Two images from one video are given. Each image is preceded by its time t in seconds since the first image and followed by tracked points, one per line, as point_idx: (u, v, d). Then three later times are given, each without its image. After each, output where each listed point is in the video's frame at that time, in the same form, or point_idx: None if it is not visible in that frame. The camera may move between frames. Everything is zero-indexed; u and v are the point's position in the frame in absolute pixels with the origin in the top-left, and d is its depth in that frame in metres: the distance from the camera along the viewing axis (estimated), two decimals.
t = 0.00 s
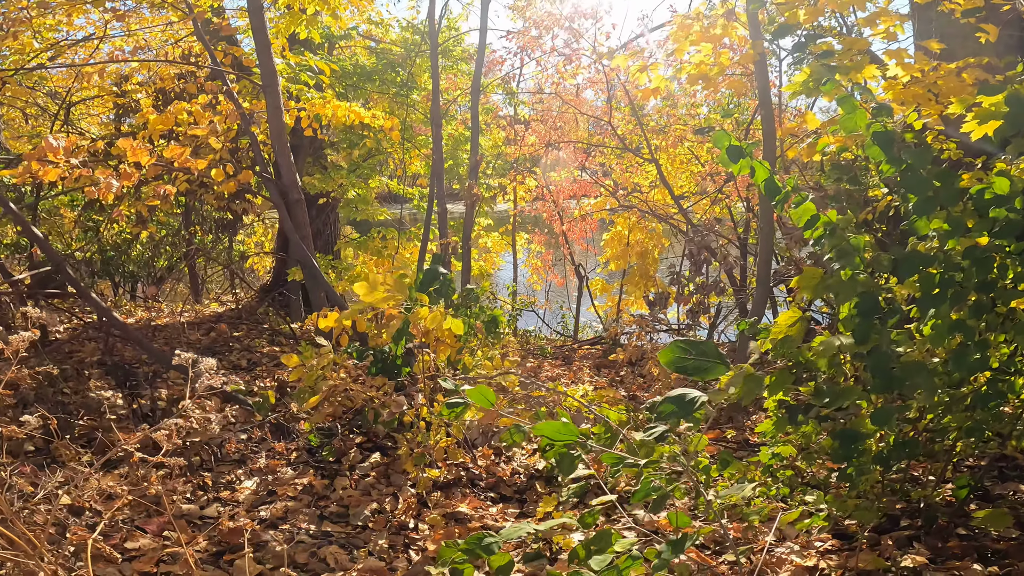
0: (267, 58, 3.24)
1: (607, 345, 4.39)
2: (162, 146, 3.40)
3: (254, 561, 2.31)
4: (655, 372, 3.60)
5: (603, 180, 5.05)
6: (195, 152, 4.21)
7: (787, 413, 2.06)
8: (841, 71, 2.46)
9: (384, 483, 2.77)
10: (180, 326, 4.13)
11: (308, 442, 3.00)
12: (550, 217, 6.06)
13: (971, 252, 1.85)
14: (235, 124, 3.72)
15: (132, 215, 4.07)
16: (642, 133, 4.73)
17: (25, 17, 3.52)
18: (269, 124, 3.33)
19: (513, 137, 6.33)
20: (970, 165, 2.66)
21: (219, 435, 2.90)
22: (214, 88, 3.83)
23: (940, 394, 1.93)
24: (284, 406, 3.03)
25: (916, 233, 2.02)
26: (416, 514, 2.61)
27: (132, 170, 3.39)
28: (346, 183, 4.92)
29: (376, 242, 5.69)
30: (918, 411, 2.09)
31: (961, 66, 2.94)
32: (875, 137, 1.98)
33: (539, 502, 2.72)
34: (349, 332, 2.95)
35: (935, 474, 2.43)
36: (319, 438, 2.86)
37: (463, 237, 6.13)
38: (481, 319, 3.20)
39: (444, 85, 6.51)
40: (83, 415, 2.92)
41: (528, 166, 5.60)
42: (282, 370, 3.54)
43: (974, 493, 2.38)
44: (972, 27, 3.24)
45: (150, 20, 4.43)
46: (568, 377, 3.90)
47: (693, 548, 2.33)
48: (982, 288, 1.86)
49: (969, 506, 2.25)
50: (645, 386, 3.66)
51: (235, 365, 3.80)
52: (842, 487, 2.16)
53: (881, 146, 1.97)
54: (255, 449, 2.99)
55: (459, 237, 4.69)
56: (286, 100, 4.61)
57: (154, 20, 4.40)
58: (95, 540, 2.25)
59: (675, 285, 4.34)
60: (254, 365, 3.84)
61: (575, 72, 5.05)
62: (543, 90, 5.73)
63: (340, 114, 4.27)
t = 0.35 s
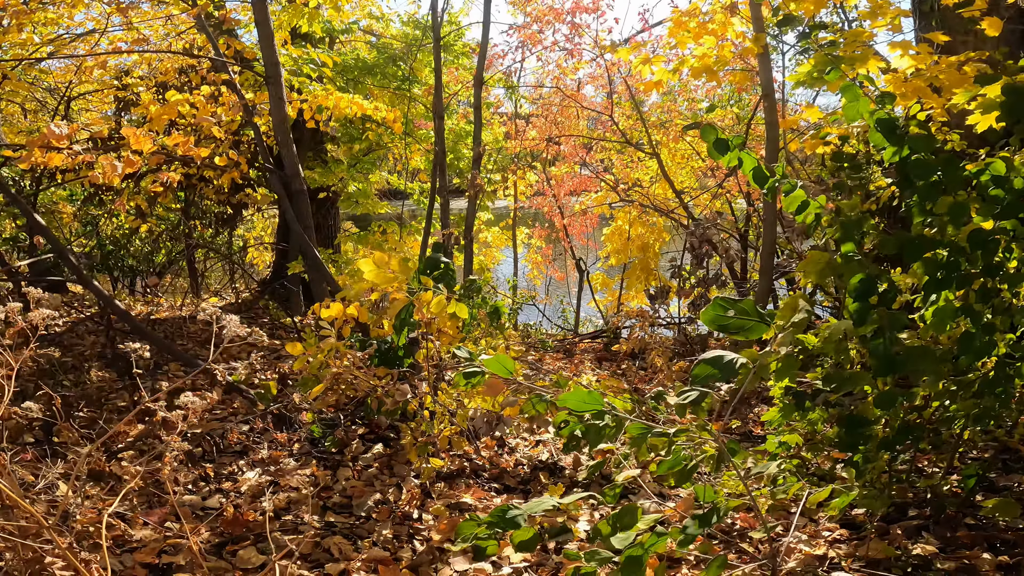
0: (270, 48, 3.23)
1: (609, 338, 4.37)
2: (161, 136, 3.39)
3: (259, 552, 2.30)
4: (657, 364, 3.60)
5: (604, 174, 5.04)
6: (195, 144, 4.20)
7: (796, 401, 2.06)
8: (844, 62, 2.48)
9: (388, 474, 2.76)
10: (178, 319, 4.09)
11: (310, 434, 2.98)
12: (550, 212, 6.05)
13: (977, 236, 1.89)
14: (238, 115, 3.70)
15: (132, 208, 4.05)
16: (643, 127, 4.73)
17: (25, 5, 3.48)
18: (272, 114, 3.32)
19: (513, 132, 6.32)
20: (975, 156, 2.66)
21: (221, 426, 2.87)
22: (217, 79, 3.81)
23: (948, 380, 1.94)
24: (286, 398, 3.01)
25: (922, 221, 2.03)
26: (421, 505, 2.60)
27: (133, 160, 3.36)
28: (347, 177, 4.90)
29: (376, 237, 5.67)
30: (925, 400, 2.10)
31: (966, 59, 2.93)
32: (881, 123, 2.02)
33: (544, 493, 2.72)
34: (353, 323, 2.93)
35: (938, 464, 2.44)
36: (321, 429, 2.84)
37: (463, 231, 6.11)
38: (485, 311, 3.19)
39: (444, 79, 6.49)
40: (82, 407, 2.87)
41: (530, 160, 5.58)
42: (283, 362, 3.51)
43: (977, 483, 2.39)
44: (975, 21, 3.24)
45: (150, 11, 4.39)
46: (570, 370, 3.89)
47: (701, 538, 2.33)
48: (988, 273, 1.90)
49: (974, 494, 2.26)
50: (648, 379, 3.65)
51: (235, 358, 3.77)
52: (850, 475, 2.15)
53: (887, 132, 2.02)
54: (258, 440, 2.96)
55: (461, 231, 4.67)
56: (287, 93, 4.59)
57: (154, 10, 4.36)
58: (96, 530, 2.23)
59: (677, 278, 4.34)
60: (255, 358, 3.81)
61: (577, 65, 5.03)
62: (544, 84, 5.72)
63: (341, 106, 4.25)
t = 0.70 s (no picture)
0: (275, 41, 3.24)
1: (611, 333, 4.38)
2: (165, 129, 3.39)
3: (266, 544, 2.30)
4: (660, 358, 3.61)
5: (605, 170, 5.04)
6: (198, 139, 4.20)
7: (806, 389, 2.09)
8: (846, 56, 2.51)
9: (395, 467, 2.76)
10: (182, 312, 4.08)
11: (315, 427, 2.98)
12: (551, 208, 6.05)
13: (983, 224, 1.96)
14: (242, 109, 3.71)
15: (134, 201, 4.03)
16: (644, 124, 4.74)
17: None
18: (276, 108, 3.34)
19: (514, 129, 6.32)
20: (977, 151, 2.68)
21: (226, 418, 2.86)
22: (221, 73, 3.81)
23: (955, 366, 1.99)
24: (291, 392, 3.00)
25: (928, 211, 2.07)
26: (429, 497, 2.60)
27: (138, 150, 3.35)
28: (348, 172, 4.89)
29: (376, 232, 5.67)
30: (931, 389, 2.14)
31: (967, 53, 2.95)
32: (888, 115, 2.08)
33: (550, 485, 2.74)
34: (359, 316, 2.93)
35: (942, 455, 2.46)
36: (327, 422, 2.83)
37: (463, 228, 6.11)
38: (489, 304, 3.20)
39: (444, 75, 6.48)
40: (85, 400, 2.86)
41: (531, 156, 5.57)
42: (286, 356, 3.51)
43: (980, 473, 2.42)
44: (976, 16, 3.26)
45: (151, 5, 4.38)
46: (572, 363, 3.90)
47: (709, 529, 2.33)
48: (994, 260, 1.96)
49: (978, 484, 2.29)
50: (650, 372, 3.67)
51: (238, 352, 3.75)
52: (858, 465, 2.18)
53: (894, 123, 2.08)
54: (262, 434, 2.95)
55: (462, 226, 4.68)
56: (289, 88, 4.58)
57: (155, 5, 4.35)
58: (103, 521, 2.21)
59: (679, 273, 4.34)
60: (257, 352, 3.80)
61: (579, 61, 5.04)
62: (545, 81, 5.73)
63: (346, 100, 4.27)
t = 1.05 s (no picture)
0: (279, 35, 3.24)
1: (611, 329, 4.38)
2: (168, 122, 3.39)
3: (271, 537, 2.28)
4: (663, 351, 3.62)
5: (605, 167, 5.05)
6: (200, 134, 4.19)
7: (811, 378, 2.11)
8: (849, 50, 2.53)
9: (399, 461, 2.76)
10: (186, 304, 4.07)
11: (317, 420, 2.96)
12: (550, 206, 6.05)
13: (987, 215, 2.00)
14: (246, 102, 3.71)
15: (135, 195, 4.02)
16: (646, 120, 4.75)
17: None
18: (281, 102, 3.35)
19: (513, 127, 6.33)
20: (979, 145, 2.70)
21: (228, 411, 2.84)
22: (226, 66, 3.81)
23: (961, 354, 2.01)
24: (294, 385, 2.99)
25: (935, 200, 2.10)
26: (433, 490, 2.60)
27: (141, 143, 3.34)
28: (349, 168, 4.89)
29: (376, 230, 5.66)
30: (936, 380, 2.16)
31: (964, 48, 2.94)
32: (891, 105, 2.16)
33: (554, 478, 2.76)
34: (363, 308, 2.93)
35: (945, 447, 2.48)
36: (330, 415, 2.82)
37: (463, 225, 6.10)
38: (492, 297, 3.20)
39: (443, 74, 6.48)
40: (84, 394, 2.82)
41: (532, 152, 5.57)
42: (288, 351, 3.49)
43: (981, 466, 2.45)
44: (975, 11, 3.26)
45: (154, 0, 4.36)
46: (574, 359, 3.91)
47: (714, 519, 2.33)
48: (999, 248, 2.00)
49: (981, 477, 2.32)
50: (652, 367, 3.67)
51: (238, 348, 3.73)
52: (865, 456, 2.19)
53: (898, 113, 2.14)
54: (264, 427, 2.94)
55: (463, 223, 4.68)
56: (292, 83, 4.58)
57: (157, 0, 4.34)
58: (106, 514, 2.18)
59: (680, 270, 4.35)
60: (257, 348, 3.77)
61: (579, 59, 5.05)
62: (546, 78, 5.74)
63: (348, 95, 4.27)
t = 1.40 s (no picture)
0: (284, 28, 3.23)
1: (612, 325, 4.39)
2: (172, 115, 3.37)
3: (276, 530, 2.26)
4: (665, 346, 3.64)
5: (606, 164, 5.06)
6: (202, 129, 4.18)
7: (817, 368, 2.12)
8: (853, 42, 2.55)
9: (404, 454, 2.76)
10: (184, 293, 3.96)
11: (321, 414, 2.95)
12: (550, 204, 6.07)
13: (993, 206, 2.03)
14: (250, 97, 3.69)
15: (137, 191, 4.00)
16: (647, 117, 4.76)
17: None
18: (286, 96, 3.34)
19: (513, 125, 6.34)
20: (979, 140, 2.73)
21: (231, 405, 2.82)
22: (229, 61, 3.80)
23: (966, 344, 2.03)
24: (298, 378, 2.98)
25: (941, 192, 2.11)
26: (438, 483, 2.60)
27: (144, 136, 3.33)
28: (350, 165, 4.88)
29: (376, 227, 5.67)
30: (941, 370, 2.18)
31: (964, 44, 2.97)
32: (898, 98, 2.16)
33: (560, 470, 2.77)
34: (367, 301, 2.93)
35: (947, 439, 2.50)
36: (335, 408, 2.82)
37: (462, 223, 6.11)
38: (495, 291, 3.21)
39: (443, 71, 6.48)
40: (85, 388, 2.79)
41: (533, 150, 5.57)
42: (290, 345, 3.48)
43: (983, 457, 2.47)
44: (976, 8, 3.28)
45: None
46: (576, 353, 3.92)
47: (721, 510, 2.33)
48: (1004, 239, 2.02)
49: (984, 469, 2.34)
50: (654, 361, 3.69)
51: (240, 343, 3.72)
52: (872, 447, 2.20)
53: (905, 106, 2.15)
54: (267, 422, 2.92)
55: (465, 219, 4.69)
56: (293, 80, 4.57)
57: None
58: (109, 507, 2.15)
59: (681, 266, 4.36)
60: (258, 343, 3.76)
61: (581, 56, 5.06)
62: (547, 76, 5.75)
63: (351, 90, 4.27)
